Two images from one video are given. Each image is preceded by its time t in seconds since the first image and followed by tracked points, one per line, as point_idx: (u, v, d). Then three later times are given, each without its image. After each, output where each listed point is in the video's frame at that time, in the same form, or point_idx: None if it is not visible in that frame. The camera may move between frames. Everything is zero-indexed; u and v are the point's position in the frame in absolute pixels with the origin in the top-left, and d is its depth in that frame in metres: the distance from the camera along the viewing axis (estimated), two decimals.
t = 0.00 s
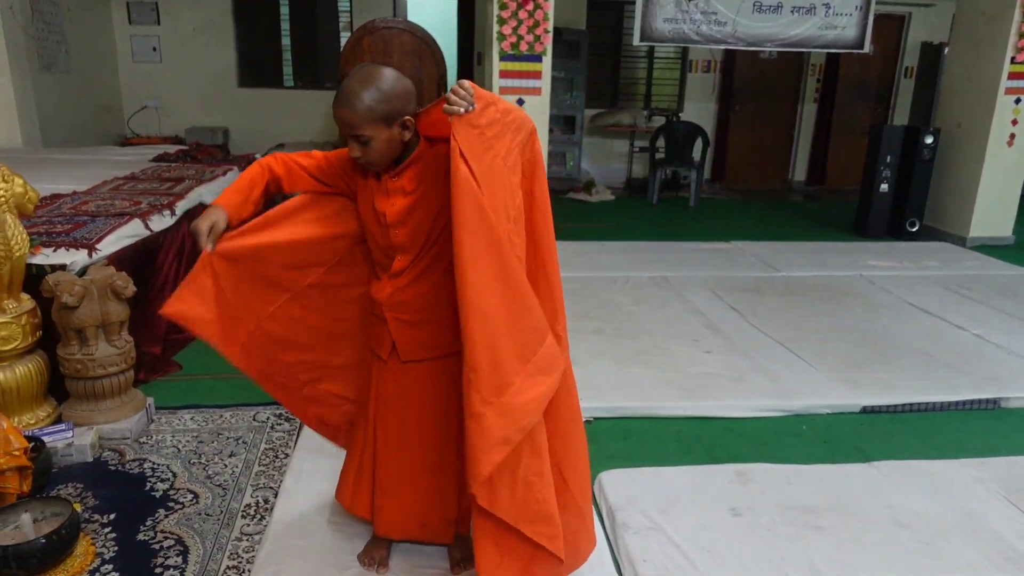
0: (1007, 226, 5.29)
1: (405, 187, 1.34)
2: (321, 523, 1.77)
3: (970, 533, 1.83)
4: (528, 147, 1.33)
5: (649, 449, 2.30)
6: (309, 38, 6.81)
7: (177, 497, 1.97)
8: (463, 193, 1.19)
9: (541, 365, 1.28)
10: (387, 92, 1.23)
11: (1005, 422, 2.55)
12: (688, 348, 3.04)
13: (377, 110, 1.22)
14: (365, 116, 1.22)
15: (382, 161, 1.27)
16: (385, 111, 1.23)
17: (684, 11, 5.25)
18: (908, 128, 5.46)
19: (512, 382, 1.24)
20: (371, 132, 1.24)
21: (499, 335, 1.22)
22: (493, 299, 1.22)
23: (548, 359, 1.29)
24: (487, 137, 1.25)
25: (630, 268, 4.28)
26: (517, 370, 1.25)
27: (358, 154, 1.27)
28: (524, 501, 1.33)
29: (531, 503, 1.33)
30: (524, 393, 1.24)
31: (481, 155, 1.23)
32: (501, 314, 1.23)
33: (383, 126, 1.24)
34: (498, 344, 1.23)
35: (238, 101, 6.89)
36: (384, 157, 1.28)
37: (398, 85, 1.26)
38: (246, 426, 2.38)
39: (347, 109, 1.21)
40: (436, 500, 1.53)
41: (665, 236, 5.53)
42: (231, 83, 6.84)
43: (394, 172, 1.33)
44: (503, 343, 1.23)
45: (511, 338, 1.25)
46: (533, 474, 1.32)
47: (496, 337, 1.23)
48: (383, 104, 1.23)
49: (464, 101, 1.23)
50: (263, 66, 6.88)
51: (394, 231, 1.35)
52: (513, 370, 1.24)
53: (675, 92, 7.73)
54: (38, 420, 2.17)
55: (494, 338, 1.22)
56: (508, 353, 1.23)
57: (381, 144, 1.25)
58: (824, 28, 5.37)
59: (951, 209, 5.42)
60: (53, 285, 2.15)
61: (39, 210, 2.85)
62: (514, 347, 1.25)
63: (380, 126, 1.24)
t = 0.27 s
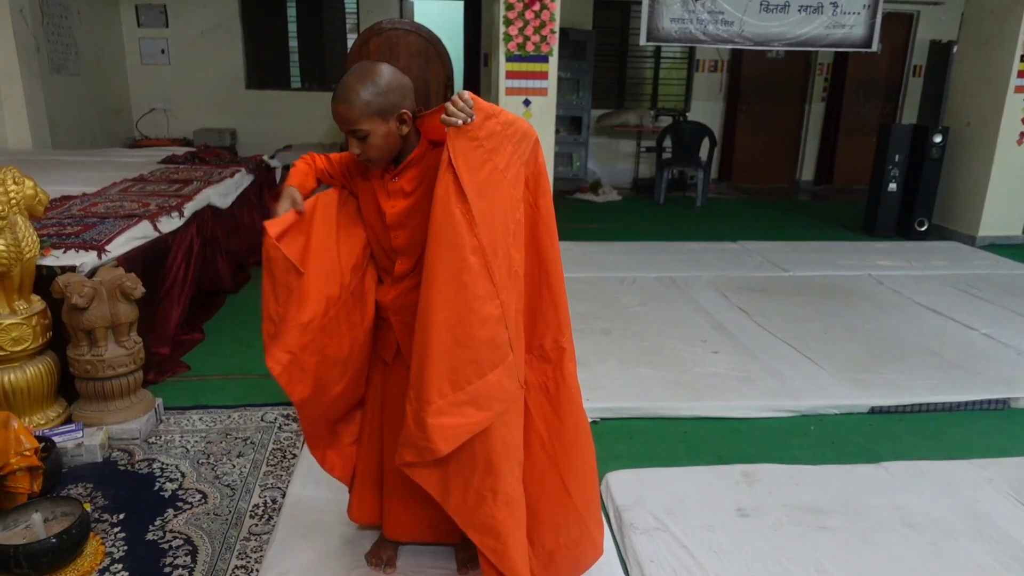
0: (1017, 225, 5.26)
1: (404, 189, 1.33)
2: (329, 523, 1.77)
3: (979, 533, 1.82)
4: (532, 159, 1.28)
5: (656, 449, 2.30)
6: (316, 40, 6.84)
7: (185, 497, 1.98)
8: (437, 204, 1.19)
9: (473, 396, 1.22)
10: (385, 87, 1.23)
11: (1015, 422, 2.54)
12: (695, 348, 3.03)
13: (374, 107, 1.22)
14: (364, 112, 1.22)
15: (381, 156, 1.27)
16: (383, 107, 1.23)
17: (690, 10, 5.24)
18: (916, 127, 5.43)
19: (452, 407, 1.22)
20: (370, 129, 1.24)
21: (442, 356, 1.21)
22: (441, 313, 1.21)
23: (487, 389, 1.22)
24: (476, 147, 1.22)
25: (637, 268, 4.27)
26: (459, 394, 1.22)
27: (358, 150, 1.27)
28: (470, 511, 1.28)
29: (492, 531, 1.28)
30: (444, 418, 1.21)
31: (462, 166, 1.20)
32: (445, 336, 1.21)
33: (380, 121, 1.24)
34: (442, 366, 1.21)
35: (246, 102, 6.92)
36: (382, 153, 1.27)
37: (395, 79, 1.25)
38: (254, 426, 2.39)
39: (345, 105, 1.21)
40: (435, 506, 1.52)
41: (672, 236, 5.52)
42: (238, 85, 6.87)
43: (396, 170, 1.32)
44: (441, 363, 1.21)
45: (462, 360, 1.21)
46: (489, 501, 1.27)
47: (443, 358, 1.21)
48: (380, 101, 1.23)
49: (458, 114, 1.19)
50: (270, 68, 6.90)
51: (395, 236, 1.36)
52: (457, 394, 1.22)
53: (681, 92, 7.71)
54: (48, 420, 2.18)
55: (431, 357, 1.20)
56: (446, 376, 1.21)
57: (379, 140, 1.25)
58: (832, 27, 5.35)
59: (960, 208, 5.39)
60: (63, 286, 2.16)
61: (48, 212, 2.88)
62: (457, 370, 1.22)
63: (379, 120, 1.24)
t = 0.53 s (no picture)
0: None
1: (405, 189, 1.32)
2: (334, 523, 1.78)
3: (986, 535, 1.81)
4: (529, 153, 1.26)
5: (661, 450, 2.30)
6: (321, 41, 6.86)
7: (191, 497, 1.99)
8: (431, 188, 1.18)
9: (449, 383, 1.21)
10: (384, 92, 1.22)
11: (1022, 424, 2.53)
12: (700, 349, 3.03)
13: (375, 112, 1.21)
14: (365, 117, 1.21)
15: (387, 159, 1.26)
16: (384, 111, 1.22)
17: (695, 11, 5.24)
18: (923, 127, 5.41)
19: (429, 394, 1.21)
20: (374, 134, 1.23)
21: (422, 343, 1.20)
22: (424, 298, 1.20)
23: (464, 377, 1.21)
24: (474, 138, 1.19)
25: (642, 268, 4.27)
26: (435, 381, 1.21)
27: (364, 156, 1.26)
28: (445, 496, 1.29)
29: (468, 524, 1.28)
30: (419, 401, 1.21)
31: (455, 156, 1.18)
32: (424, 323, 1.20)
33: (382, 125, 1.23)
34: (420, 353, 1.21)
35: (251, 104, 6.94)
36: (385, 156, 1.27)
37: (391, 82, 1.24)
38: (259, 426, 2.40)
39: (348, 115, 1.20)
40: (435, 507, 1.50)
41: (676, 237, 5.51)
42: (244, 87, 6.89)
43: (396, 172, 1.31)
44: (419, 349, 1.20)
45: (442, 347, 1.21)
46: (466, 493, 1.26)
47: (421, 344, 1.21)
48: (381, 105, 1.22)
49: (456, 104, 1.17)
50: (276, 69, 6.92)
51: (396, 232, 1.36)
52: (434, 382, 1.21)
53: (686, 92, 7.70)
54: (56, 420, 2.19)
55: (409, 341, 1.20)
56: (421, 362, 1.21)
57: (384, 144, 1.25)
58: (837, 27, 5.34)
59: (967, 209, 5.36)
60: (71, 287, 2.18)
61: (56, 213, 2.89)
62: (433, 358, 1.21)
63: (381, 125, 1.23)
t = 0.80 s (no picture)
0: None
1: (416, 186, 1.32)
2: (339, 523, 1.78)
3: (992, 535, 1.81)
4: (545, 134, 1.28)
5: (666, 450, 2.30)
6: (325, 43, 6.87)
7: (197, 498, 1.99)
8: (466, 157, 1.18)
9: (484, 349, 1.22)
10: (392, 96, 1.22)
11: None
12: (704, 349, 3.03)
13: (385, 117, 1.21)
14: (377, 123, 1.21)
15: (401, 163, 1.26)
16: (395, 114, 1.22)
17: (699, 11, 5.23)
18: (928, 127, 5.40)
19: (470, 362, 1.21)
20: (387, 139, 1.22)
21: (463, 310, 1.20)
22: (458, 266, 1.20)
23: (498, 343, 1.23)
24: (500, 119, 1.17)
25: (646, 269, 4.27)
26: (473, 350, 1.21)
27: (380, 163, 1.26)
28: (479, 471, 1.27)
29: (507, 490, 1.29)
30: (458, 371, 1.20)
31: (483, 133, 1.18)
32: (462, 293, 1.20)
33: (395, 130, 1.22)
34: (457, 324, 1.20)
35: (256, 106, 6.96)
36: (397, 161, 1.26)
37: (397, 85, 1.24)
38: (265, 427, 2.40)
39: (360, 124, 1.19)
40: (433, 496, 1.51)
41: (681, 237, 5.51)
42: (248, 89, 6.90)
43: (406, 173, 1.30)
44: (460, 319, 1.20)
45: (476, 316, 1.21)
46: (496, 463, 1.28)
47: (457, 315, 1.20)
48: (392, 108, 1.21)
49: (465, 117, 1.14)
50: (280, 71, 6.94)
51: (403, 227, 1.36)
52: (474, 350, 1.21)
53: (690, 92, 7.69)
54: (62, 421, 2.20)
55: (446, 306, 1.19)
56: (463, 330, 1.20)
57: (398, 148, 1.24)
58: (842, 26, 5.33)
59: (973, 208, 5.34)
60: (77, 289, 2.19)
61: (61, 215, 2.90)
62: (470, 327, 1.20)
63: (393, 130, 1.22)
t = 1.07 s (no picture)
0: None
1: (422, 187, 1.32)
2: (345, 525, 1.78)
3: (1000, 534, 1.80)
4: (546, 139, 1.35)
5: (672, 450, 2.29)
6: (328, 46, 6.89)
7: (204, 501, 2.00)
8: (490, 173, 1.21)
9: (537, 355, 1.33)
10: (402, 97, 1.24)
11: None
12: (710, 349, 3.02)
13: (397, 115, 1.23)
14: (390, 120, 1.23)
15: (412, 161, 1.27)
16: (404, 113, 1.24)
17: (702, 10, 5.23)
18: (932, 124, 5.38)
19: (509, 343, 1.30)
20: (399, 136, 1.24)
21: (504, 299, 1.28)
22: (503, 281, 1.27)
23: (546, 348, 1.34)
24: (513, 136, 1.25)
25: (650, 269, 4.26)
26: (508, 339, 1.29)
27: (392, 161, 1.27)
28: (546, 459, 1.39)
29: (554, 471, 1.40)
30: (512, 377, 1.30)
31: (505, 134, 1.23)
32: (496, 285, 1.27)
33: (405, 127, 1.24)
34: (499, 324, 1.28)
35: (260, 109, 6.98)
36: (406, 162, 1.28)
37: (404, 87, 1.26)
38: (271, 429, 2.41)
39: (369, 120, 1.21)
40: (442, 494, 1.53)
41: (685, 236, 5.50)
42: (252, 92, 6.92)
43: (413, 173, 1.31)
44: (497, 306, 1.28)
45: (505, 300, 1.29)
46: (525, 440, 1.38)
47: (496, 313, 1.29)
48: (403, 108, 1.24)
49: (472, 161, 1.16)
50: (283, 74, 6.96)
51: (407, 228, 1.36)
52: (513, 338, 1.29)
53: (694, 92, 7.68)
54: (69, 425, 2.20)
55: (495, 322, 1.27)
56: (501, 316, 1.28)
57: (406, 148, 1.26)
58: (845, 24, 5.32)
59: (978, 205, 5.32)
60: (83, 293, 2.20)
61: (67, 220, 2.92)
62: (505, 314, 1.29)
63: (402, 127, 1.24)
